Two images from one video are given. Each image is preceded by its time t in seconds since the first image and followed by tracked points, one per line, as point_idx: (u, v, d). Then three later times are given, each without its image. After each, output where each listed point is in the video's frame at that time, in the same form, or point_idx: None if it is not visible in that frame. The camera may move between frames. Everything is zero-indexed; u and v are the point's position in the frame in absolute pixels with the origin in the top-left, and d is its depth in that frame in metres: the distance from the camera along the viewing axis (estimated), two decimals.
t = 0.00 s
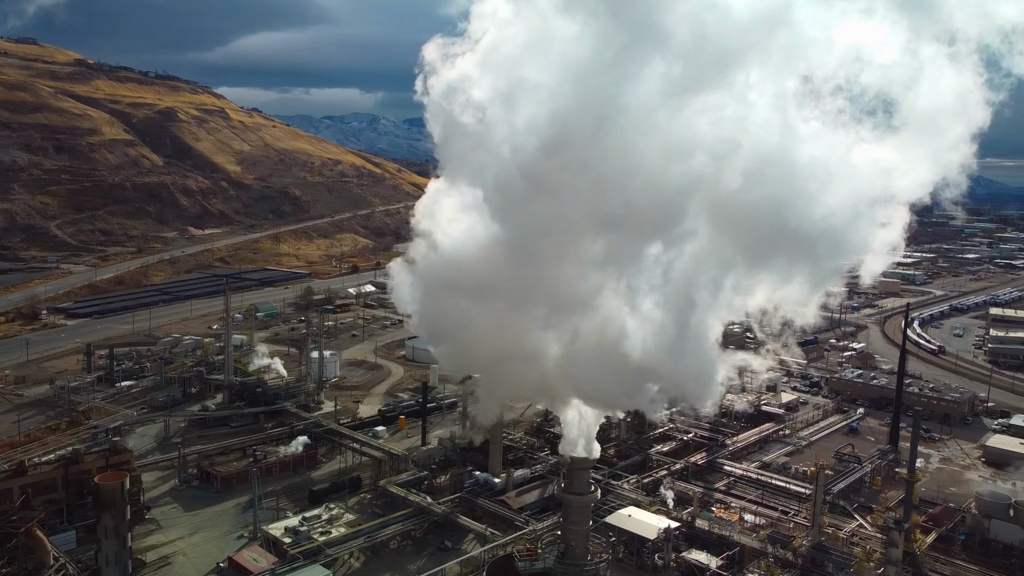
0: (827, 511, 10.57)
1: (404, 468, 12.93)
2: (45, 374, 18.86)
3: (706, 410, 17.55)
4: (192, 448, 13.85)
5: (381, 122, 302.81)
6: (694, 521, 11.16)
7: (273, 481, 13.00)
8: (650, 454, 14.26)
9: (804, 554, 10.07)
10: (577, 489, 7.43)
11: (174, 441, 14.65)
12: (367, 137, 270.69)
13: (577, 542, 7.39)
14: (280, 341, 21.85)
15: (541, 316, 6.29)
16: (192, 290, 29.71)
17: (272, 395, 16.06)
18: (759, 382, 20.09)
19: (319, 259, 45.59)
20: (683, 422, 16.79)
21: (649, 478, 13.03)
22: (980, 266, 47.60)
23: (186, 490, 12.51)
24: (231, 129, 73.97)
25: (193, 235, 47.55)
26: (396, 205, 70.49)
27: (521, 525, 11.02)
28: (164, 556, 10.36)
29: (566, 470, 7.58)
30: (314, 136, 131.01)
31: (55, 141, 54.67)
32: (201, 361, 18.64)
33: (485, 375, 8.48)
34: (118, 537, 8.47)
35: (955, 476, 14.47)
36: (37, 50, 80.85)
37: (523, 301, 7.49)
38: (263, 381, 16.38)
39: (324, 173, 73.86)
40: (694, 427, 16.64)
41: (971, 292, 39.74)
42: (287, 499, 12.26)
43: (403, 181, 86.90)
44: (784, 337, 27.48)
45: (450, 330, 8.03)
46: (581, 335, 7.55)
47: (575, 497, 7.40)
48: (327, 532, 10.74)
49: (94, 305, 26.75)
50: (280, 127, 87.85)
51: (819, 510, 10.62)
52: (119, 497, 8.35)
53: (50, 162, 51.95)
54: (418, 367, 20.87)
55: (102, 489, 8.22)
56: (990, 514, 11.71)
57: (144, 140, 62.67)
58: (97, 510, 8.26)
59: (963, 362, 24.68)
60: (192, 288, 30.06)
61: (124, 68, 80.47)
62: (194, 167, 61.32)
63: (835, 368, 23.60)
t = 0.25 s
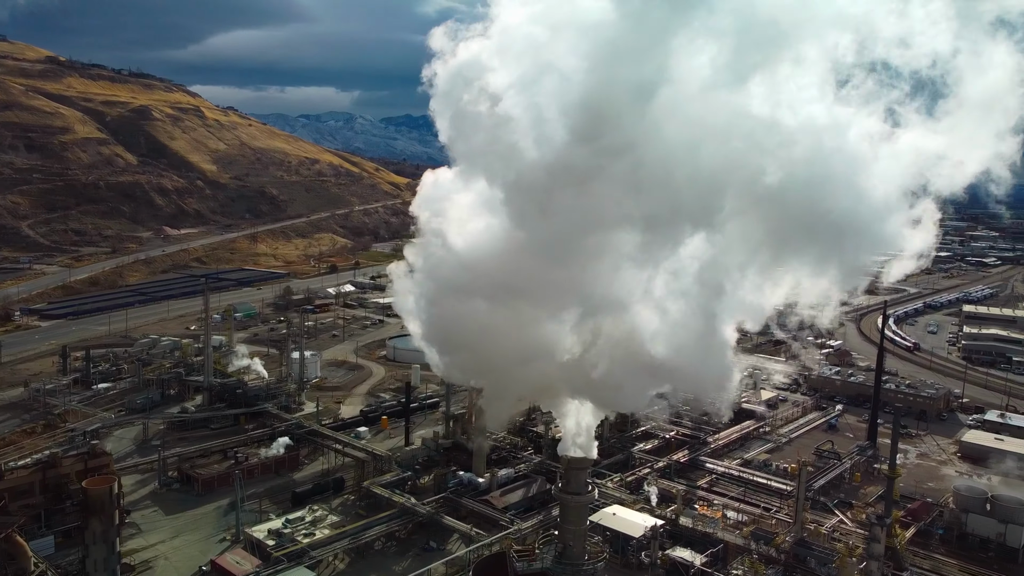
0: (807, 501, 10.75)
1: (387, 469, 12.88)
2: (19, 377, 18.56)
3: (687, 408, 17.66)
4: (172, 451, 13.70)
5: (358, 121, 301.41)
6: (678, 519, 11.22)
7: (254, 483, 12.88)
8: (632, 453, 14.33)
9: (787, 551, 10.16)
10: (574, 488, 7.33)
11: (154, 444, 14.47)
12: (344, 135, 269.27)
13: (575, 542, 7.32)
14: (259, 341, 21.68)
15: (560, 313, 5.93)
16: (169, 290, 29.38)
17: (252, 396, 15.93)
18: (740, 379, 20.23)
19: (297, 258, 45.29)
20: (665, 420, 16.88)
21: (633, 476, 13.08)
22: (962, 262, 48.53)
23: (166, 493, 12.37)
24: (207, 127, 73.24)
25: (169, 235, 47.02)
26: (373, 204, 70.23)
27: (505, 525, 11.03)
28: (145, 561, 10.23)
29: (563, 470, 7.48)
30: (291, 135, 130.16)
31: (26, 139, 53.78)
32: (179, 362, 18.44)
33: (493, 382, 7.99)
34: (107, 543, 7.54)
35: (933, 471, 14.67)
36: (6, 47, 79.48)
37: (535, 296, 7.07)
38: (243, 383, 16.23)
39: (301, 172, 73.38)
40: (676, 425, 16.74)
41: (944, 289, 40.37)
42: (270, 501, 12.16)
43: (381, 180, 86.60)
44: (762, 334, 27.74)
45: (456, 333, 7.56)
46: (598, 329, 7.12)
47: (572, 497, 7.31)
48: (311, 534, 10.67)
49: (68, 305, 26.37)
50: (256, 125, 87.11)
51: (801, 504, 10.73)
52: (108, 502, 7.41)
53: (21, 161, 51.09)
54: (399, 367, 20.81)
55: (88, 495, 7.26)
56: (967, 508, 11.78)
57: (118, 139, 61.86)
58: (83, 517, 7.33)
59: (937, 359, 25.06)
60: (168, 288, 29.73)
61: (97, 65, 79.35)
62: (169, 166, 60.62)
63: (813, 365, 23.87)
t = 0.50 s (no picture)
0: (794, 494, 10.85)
1: (372, 469, 12.84)
2: None
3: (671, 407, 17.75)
4: (154, 453, 13.55)
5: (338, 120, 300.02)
6: (663, 518, 11.26)
7: (238, 485, 12.77)
8: (617, 452, 14.37)
9: (772, 548, 10.23)
10: (572, 488, 7.27)
11: (135, 446, 14.32)
12: (324, 134, 267.89)
13: (572, 542, 7.26)
14: (241, 342, 21.51)
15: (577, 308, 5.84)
16: (148, 290, 29.08)
17: (235, 398, 15.81)
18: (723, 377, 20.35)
19: (277, 258, 45.00)
20: (649, 419, 16.94)
21: (618, 475, 13.12)
22: (962, 257, 48.44)
23: (149, 496, 12.24)
24: (185, 126, 72.56)
25: (148, 234, 46.54)
26: (354, 204, 69.95)
27: (492, 524, 11.02)
28: (128, 564, 10.13)
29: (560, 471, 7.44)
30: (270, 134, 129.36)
31: None
32: (160, 363, 18.25)
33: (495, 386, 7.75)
34: (99, 549, 7.75)
35: (913, 468, 14.84)
36: None
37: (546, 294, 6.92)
38: (225, 384, 16.10)
39: (281, 171, 72.93)
40: (660, 424, 16.81)
41: (922, 287, 40.87)
42: (254, 503, 12.07)
43: (362, 179, 86.26)
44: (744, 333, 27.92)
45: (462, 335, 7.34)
46: (609, 329, 6.96)
47: (571, 497, 7.25)
48: (296, 535, 10.60)
49: (45, 306, 26.01)
50: (235, 124, 86.44)
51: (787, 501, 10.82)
52: (97, 506, 7.64)
53: None
54: (383, 367, 20.73)
55: (78, 498, 7.54)
56: (947, 504, 11.97)
57: (94, 138, 61.12)
58: (73, 521, 7.59)
59: (916, 357, 25.37)
60: (148, 288, 29.43)
61: (72, 63, 78.32)
62: (147, 165, 59.99)
63: (794, 363, 24.07)
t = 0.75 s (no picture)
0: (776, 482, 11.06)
1: (355, 470, 12.77)
2: None
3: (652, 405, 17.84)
4: (132, 455, 13.37)
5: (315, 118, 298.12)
6: (648, 516, 11.31)
7: (219, 487, 12.64)
8: (599, 450, 14.42)
9: (755, 545, 10.30)
10: (569, 488, 7.39)
11: (113, 448, 14.13)
12: (301, 133, 266.05)
13: (569, 543, 7.40)
14: (220, 342, 21.30)
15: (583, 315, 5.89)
16: (123, 290, 28.72)
17: (214, 399, 15.66)
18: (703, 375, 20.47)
19: (254, 258, 44.61)
20: (631, 417, 17.00)
21: (602, 474, 13.19)
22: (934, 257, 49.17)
23: (128, 499, 12.08)
24: (160, 124, 71.68)
25: (122, 234, 45.95)
26: (332, 203, 69.56)
27: (477, 524, 11.01)
28: (108, 568, 9.99)
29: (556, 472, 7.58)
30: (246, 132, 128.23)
31: None
32: (138, 364, 18.02)
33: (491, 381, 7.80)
34: (83, 552, 8.88)
35: (891, 464, 15.04)
36: None
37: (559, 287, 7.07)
38: (205, 385, 15.93)
39: (258, 169, 72.31)
40: (642, 422, 16.89)
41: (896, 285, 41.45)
42: (235, 505, 11.96)
43: (339, 178, 85.80)
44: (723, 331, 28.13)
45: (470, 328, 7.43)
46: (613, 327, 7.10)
47: (568, 497, 7.39)
48: (280, 537, 10.50)
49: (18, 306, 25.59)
50: (211, 122, 85.57)
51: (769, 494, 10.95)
52: (82, 511, 8.78)
53: None
54: (364, 367, 20.62)
55: (64, 502, 8.67)
56: (925, 500, 12.13)
57: (67, 135, 60.18)
58: (59, 524, 8.66)
59: (891, 355, 25.71)
60: (123, 288, 29.06)
61: (43, 60, 77.05)
62: (121, 163, 59.18)
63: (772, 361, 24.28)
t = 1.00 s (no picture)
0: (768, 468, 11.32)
1: (341, 471, 12.71)
2: None
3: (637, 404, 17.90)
4: (114, 458, 13.21)
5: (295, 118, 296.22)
6: (634, 514, 11.35)
7: (203, 489, 12.54)
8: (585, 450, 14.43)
9: (741, 543, 10.38)
10: (567, 489, 8.54)
11: (94, 451, 13.96)
12: (280, 132, 264.16)
13: (568, 542, 8.60)
14: (201, 343, 21.10)
15: (575, 329, 6.62)
16: (102, 291, 28.36)
17: (197, 400, 15.53)
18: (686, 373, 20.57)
19: (235, 258, 44.23)
20: (616, 416, 17.02)
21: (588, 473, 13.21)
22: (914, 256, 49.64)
23: (110, 502, 11.94)
24: (138, 122, 70.86)
25: (100, 233, 45.41)
26: (313, 203, 69.12)
27: (464, 524, 11.00)
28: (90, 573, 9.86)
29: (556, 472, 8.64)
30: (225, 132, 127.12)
31: None
32: (118, 366, 17.80)
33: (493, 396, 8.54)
34: (74, 558, 8.57)
35: (872, 461, 15.21)
36: None
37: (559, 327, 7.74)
38: (186, 386, 15.78)
39: (238, 169, 71.69)
40: (626, 421, 16.97)
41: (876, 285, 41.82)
42: (219, 508, 11.86)
43: (320, 177, 85.26)
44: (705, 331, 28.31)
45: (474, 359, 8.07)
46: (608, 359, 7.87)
47: (567, 496, 8.57)
48: (265, 539, 10.42)
49: None
50: (190, 121, 84.73)
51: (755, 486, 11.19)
52: (74, 514, 8.50)
53: None
54: (347, 368, 20.52)
55: (56, 505, 8.42)
56: (907, 496, 12.26)
57: (43, 134, 59.34)
58: (51, 529, 8.42)
59: (872, 353, 25.96)
60: (102, 289, 28.70)
61: (18, 58, 75.94)
62: (98, 162, 58.44)
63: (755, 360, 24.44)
